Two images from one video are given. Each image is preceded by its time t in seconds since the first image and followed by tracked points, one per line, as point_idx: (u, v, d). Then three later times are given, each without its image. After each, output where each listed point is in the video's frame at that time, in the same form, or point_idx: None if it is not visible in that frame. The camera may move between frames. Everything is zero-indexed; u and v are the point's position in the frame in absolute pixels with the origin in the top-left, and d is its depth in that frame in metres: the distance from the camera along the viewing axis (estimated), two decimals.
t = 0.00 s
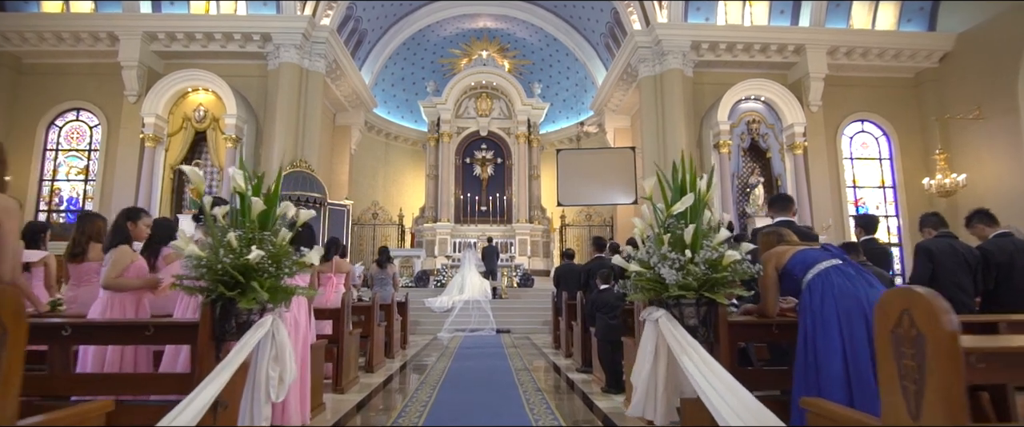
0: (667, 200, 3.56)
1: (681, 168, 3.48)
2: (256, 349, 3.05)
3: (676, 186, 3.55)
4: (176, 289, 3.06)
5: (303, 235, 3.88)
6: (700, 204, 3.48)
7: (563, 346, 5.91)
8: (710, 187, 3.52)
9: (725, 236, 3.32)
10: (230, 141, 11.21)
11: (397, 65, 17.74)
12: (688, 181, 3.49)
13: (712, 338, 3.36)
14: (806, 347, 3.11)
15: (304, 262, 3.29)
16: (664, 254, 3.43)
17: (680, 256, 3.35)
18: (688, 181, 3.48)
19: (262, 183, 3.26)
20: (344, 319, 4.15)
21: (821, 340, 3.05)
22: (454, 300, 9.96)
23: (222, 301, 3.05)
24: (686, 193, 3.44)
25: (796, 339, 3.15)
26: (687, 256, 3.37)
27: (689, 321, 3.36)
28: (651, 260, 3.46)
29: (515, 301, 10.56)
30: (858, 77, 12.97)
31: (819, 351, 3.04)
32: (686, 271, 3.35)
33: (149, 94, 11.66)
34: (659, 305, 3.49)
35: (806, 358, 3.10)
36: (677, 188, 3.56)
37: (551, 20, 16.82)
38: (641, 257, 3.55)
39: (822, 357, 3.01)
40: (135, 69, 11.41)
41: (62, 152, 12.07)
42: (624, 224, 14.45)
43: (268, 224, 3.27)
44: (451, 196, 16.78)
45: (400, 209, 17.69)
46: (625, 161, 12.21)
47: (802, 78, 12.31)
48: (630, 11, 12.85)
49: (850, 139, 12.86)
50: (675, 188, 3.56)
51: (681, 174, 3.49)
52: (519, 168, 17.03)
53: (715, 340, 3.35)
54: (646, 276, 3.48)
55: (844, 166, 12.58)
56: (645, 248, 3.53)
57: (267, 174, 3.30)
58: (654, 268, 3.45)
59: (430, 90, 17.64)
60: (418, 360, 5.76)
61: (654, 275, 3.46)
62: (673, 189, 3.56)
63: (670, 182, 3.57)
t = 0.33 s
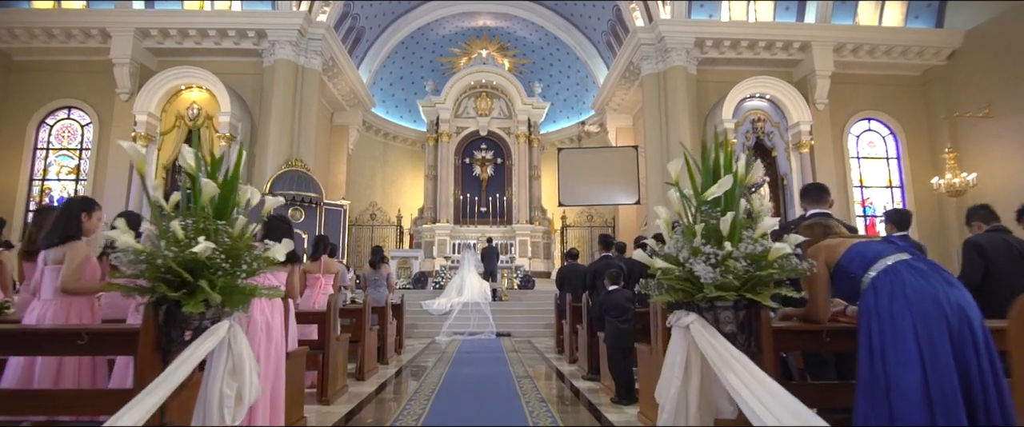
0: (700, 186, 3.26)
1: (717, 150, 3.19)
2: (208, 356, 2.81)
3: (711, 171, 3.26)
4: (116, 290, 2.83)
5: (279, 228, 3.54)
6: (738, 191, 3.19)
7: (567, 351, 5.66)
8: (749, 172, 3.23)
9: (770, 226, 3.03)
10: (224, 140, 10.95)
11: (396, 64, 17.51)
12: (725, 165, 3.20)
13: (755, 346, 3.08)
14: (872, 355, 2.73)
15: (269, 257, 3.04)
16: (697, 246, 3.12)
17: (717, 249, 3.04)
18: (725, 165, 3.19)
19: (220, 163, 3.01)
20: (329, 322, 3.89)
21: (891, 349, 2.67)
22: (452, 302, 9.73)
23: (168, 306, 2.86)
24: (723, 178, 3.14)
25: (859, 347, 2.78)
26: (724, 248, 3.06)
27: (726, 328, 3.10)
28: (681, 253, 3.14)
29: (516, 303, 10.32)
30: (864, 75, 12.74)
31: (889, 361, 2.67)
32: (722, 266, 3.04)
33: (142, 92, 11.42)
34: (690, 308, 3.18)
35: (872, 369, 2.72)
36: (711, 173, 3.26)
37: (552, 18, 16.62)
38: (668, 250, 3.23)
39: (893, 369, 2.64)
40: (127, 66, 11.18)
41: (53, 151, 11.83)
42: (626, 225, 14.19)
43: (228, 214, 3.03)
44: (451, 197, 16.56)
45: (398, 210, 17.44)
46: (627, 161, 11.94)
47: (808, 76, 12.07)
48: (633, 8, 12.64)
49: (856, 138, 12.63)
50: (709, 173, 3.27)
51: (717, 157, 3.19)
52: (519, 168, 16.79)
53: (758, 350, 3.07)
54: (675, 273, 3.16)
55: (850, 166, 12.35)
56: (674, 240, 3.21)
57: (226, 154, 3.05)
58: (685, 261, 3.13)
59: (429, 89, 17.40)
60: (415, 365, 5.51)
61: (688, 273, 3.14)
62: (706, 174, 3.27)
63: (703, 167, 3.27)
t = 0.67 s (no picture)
0: (743, 168, 2.79)
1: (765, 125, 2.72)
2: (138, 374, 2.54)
3: (757, 150, 2.77)
4: (24, 295, 2.57)
5: (243, 223, 3.21)
6: (789, 172, 2.74)
7: (571, 358, 5.41)
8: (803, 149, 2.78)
9: (834, 217, 2.64)
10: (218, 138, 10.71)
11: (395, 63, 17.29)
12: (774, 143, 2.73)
13: (815, 366, 2.67)
14: (969, 373, 2.68)
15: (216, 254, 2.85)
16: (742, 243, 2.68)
17: (767, 245, 2.59)
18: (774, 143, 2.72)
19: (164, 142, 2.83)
20: (313, 332, 3.59)
21: (994, 368, 2.63)
22: (451, 305, 9.48)
23: (85, 315, 2.59)
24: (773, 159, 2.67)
25: (955, 363, 2.71)
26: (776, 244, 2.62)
27: (776, 342, 2.69)
28: (722, 251, 2.69)
29: (516, 306, 10.07)
30: (871, 74, 12.52)
31: (991, 381, 2.62)
32: (773, 266, 2.61)
33: (134, 89, 11.17)
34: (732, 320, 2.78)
35: (970, 387, 2.65)
36: (758, 153, 2.78)
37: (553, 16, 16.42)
38: (704, 246, 2.78)
39: (998, 389, 2.60)
40: (119, 63, 10.92)
41: (44, 150, 11.58)
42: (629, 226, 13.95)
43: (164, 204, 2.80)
44: (450, 198, 16.33)
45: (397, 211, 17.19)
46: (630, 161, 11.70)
47: (814, 75, 11.84)
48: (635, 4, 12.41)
49: (863, 137, 12.41)
50: (755, 151, 2.78)
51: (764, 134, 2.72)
52: (520, 169, 16.54)
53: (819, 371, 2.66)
54: (714, 275, 2.71)
55: (857, 166, 12.12)
56: (714, 236, 2.76)
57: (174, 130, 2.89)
58: (727, 261, 2.69)
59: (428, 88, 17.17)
60: (410, 372, 5.26)
61: (731, 275, 2.68)
62: (750, 154, 2.78)
63: (747, 144, 2.78)
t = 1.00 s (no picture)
0: (801, 139, 2.36)
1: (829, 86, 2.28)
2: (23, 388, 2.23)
3: (818, 116, 2.34)
4: None
5: (193, 211, 2.64)
6: (859, 141, 2.31)
7: (574, 364, 5.17)
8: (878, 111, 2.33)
9: (928, 195, 2.05)
10: (210, 137, 10.49)
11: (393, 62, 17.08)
12: (839, 106, 2.29)
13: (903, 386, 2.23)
14: None
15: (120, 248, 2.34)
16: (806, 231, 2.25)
17: (841, 232, 2.16)
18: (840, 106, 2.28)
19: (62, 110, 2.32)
20: (287, 336, 3.27)
21: None
22: (448, 307, 9.24)
23: None
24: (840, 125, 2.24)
25: None
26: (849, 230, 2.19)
27: (853, 358, 2.28)
28: (778, 242, 2.28)
29: (515, 309, 9.83)
30: (877, 72, 12.31)
31: None
32: (851, 258, 2.17)
33: (126, 87, 10.95)
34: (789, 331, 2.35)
35: None
36: (818, 119, 2.35)
37: (553, 15, 16.22)
38: (756, 236, 2.37)
39: None
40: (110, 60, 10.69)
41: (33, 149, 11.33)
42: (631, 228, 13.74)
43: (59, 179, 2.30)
44: (449, 198, 16.11)
45: (394, 212, 16.97)
46: (631, 160, 11.47)
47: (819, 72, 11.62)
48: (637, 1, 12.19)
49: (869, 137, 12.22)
50: (816, 118, 2.35)
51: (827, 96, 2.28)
52: (519, 169, 16.28)
53: (905, 394, 2.23)
54: (769, 272, 2.30)
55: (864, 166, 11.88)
56: (765, 223, 2.34)
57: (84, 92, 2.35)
58: (784, 252, 2.27)
59: (427, 87, 16.93)
60: (404, 379, 5.00)
61: (796, 268, 2.26)
62: (809, 121, 2.34)
63: (805, 109, 2.34)
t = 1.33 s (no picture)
0: (899, 86, 1.82)
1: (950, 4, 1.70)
2: None
3: (923, 52, 1.76)
4: None
5: (123, 197, 2.29)
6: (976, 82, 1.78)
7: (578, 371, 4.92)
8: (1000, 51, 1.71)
9: None
10: (202, 135, 10.23)
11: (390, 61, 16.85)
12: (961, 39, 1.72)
13: None
14: None
15: None
16: (922, 204, 1.76)
17: (987, 205, 1.64)
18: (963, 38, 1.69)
19: None
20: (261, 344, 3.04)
21: None
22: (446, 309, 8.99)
23: None
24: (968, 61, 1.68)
25: None
26: (996, 201, 1.67)
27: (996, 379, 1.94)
28: (888, 223, 1.73)
29: (515, 311, 9.57)
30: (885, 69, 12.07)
31: None
32: (999, 240, 1.69)
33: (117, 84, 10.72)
34: (897, 347, 1.85)
35: None
36: (924, 56, 1.78)
37: (554, 13, 16.02)
38: (855, 213, 1.80)
39: None
40: (101, 57, 10.46)
41: (22, 147, 11.07)
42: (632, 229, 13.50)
43: None
44: (448, 199, 15.87)
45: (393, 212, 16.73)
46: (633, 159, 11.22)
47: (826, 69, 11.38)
48: None
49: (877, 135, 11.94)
50: (922, 54, 1.78)
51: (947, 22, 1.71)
52: (519, 169, 16.03)
53: None
54: (874, 263, 1.77)
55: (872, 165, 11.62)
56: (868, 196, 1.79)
57: None
58: (897, 237, 1.75)
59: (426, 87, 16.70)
60: (399, 386, 4.73)
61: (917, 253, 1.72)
62: (910, 61, 1.79)
63: (905, 49, 1.77)
